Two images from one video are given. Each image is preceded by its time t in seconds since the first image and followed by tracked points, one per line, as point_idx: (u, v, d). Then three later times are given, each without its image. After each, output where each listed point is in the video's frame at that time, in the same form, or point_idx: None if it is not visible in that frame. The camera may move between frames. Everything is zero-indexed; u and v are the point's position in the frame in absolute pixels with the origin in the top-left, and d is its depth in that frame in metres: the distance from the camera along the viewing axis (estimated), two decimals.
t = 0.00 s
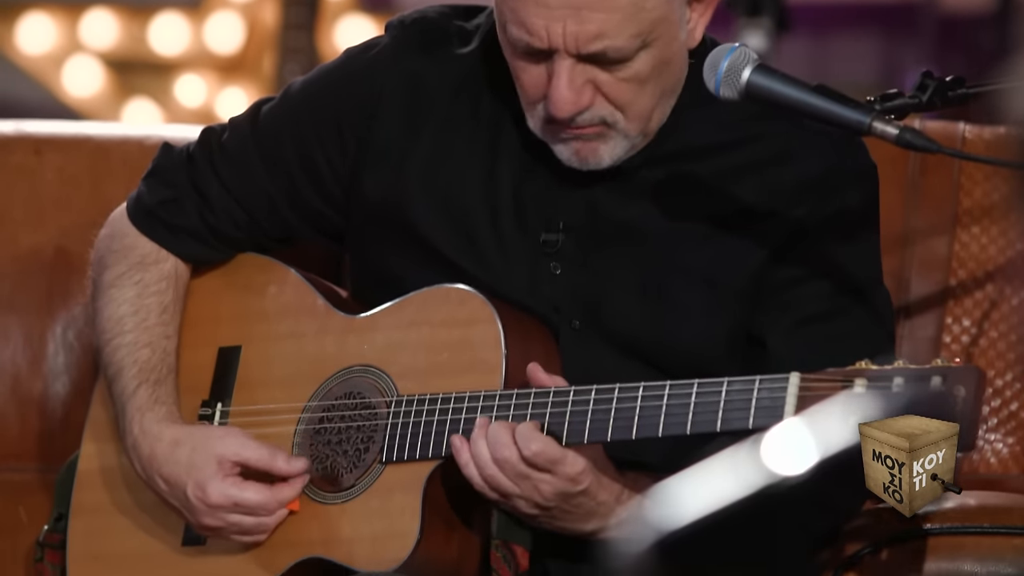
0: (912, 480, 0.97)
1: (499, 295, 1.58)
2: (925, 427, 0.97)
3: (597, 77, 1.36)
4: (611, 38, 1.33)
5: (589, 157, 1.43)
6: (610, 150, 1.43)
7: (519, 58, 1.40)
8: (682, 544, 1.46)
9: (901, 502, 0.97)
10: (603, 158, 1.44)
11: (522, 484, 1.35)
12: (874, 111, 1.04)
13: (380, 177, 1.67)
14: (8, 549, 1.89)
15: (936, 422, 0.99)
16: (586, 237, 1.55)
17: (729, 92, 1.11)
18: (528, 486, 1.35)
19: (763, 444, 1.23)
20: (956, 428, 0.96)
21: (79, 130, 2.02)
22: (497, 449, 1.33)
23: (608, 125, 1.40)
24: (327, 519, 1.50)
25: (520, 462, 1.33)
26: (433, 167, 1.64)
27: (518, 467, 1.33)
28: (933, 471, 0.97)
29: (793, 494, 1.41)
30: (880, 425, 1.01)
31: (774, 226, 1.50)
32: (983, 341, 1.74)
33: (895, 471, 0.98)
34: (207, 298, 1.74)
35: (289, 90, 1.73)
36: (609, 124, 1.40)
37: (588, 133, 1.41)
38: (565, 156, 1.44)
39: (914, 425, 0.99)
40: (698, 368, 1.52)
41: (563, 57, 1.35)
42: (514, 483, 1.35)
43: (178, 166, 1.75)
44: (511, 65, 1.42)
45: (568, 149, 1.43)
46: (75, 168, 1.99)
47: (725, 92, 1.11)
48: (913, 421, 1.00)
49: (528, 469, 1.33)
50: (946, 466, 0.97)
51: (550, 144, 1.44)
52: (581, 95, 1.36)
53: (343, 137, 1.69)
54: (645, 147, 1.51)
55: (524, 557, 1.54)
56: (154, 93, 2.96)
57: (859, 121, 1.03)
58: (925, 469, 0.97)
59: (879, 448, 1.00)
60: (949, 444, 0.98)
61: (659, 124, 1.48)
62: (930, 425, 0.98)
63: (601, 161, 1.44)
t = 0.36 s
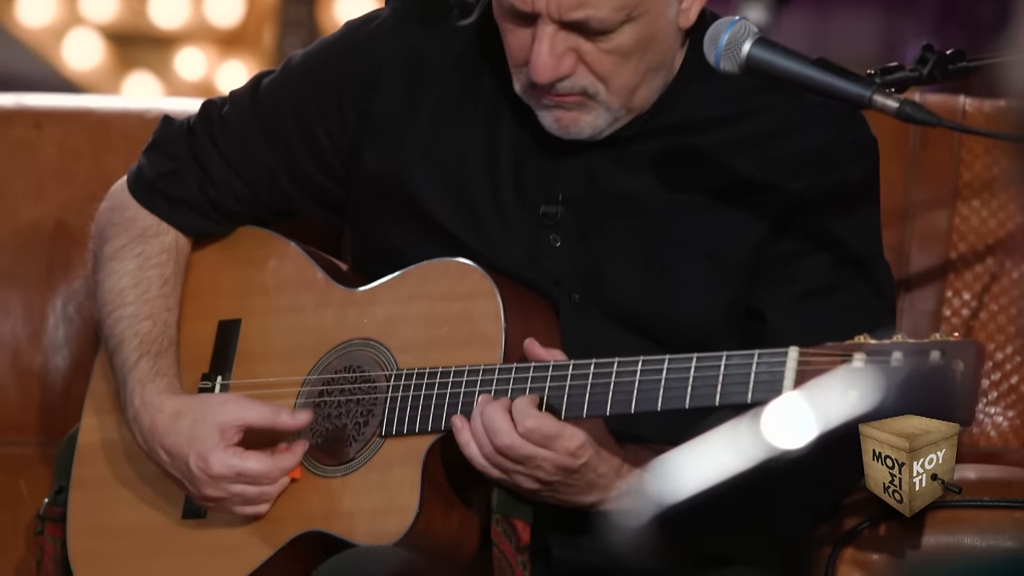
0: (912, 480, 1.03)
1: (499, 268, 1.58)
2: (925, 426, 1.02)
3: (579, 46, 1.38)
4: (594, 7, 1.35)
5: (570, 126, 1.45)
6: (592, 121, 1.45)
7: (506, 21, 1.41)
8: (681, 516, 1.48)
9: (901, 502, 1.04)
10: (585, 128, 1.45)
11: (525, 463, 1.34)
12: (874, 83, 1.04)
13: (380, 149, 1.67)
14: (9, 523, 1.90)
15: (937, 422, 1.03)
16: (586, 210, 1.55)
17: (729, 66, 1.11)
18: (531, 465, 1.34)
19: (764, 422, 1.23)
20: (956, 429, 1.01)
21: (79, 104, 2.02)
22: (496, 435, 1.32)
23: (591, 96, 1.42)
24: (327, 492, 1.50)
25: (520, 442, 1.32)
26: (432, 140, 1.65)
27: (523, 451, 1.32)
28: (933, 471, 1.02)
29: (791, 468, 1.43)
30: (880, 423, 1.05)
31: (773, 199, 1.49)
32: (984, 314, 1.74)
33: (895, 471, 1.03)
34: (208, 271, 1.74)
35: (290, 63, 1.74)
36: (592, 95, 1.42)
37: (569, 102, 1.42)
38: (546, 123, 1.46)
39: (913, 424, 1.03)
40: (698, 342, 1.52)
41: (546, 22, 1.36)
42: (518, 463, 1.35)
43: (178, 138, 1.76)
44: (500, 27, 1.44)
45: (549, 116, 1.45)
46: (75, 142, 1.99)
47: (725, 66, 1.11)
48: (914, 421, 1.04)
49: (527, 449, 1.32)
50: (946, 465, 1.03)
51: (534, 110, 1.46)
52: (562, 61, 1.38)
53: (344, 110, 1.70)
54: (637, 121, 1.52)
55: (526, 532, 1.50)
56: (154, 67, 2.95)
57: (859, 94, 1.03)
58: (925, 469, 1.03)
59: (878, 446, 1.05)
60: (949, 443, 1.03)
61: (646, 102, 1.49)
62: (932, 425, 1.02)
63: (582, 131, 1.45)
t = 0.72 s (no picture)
0: (910, 477, 1.14)
1: (500, 244, 1.58)
2: (925, 429, 1.12)
3: (573, 22, 1.38)
4: None
5: (560, 100, 1.45)
6: (583, 96, 1.45)
7: None
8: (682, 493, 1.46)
9: (901, 499, 1.16)
10: (574, 103, 1.46)
11: (523, 435, 1.34)
12: (874, 59, 1.03)
13: (381, 123, 1.68)
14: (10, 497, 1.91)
15: (936, 423, 1.14)
16: (586, 185, 1.55)
17: (729, 42, 1.11)
18: (529, 438, 1.34)
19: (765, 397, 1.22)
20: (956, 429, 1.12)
21: (79, 80, 2.02)
22: (495, 403, 1.32)
23: (581, 72, 1.42)
24: (329, 466, 1.49)
25: (520, 414, 1.32)
26: (433, 115, 1.65)
27: (520, 422, 1.32)
28: (929, 468, 1.14)
29: (792, 445, 1.43)
30: (880, 424, 1.15)
31: (773, 175, 1.49)
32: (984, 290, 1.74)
33: (895, 470, 1.15)
34: (208, 245, 1.75)
35: (291, 38, 1.75)
36: (582, 71, 1.42)
37: (560, 76, 1.43)
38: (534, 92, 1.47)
39: (913, 425, 1.13)
40: (699, 318, 1.51)
41: None
42: (515, 435, 1.34)
43: (179, 113, 1.77)
44: None
45: (540, 89, 1.45)
46: (76, 118, 2.00)
47: (725, 42, 1.11)
48: (913, 421, 1.15)
49: (526, 421, 1.32)
50: (942, 462, 1.14)
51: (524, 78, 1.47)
52: (554, 35, 1.38)
53: (345, 85, 1.71)
54: (638, 95, 1.51)
55: (525, 507, 1.44)
56: (154, 43, 2.94)
57: (861, 70, 1.02)
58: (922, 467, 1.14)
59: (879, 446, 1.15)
60: (948, 441, 1.14)
61: (638, 82, 1.48)
62: (931, 426, 1.13)
63: (571, 106, 1.46)
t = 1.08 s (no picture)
0: (912, 480, 1.19)
1: (500, 221, 1.58)
2: (924, 429, 1.19)
3: None
4: None
5: (583, 79, 1.46)
6: (606, 73, 1.46)
7: None
8: (681, 469, 1.47)
9: (902, 500, 1.20)
10: (599, 80, 1.46)
11: (520, 409, 1.34)
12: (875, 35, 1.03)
13: (381, 99, 1.68)
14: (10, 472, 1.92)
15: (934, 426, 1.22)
16: (586, 162, 1.55)
17: (731, 18, 1.10)
18: (526, 413, 1.34)
19: (762, 371, 1.24)
20: (954, 430, 1.20)
21: (79, 56, 2.01)
22: (494, 373, 1.33)
23: (605, 48, 1.43)
24: (329, 443, 1.50)
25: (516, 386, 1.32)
26: (433, 91, 1.66)
27: (517, 394, 1.32)
28: (931, 470, 1.19)
29: (792, 420, 1.44)
30: (880, 427, 1.23)
31: (775, 151, 1.48)
32: (985, 266, 1.73)
33: (896, 471, 1.20)
34: (207, 221, 1.76)
35: (291, 15, 1.76)
36: (606, 46, 1.43)
37: (584, 55, 1.43)
38: (558, 76, 1.47)
39: (913, 427, 1.21)
40: (699, 295, 1.50)
41: None
42: (512, 408, 1.35)
43: (179, 88, 1.78)
44: None
45: (563, 70, 1.46)
46: (76, 94, 2.00)
47: (725, 19, 1.10)
48: (913, 424, 1.23)
49: (523, 395, 1.32)
50: (943, 464, 1.20)
51: (547, 65, 1.48)
52: (576, 13, 1.39)
53: (345, 61, 1.72)
54: (644, 70, 1.51)
55: (524, 484, 1.44)
56: (154, 18, 2.94)
57: (861, 46, 1.03)
58: (924, 471, 1.19)
59: (879, 449, 1.22)
60: (946, 442, 1.22)
61: (655, 51, 1.49)
62: (931, 426, 1.21)
63: (596, 84, 1.46)
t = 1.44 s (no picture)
0: (912, 480, 1.16)
1: (500, 197, 1.58)
2: (924, 429, 1.18)
3: None
4: None
5: (537, 50, 1.47)
6: (560, 49, 1.46)
7: None
8: (682, 448, 1.46)
9: (902, 500, 1.17)
10: (551, 54, 1.47)
11: (540, 383, 1.33)
12: (876, 12, 1.02)
13: (381, 75, 1.69)
14: (11, 449, 1.93)
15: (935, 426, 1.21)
16: (585, 137, 1.55)
17: None
18: (545, 387, 1.33)
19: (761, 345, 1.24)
20: (956, 429, 1.18)
21: (79, 33, 2.01)
22: (515, 344, 1.31)
23: (558, 26, 1.43)
24: (329, 420, 1.51)
25: (537, 361, 1.30)
26: (433, 68, 1.66)
27: (540, 370, 1.30)
28: (931, 471, 1.17)
29: (793, 399, 1.44)
30: (880, 428, 1.21)
31: (775, 127, 1.48)
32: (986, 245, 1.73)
33: (896, 472, 1.18)
34: (211, 197, 1.76)
35: None
36: (560, 25, 1.43)
37: (537, 27, 1.44)
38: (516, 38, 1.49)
39: (912, 427, 1.19)
40: (699, 271, 1.51)
41: None
42: (532, 381, 1.33)
43: (180, 64, 1.78)
44: None
45: (520, 37, 1.47)
46: (76, 71, 1.99)
47: None
48: (913, 425, 1.22)
49: (543, 370, 1.30)
50: (943, 465, 1.18)
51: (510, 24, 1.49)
52: None
53: (346, 38, 1.72)
54: (635, 48, 1.51)
55: (541, 466, 1.37)
56: None
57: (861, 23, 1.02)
58: (923, 471, 1.17)
59: (879, 449, 1.20)
60: (947, 443, 1.20)
61: (622, 40, 1.48)
62: (931, 426, 1.19)
63: (549, 58, 1.47)
